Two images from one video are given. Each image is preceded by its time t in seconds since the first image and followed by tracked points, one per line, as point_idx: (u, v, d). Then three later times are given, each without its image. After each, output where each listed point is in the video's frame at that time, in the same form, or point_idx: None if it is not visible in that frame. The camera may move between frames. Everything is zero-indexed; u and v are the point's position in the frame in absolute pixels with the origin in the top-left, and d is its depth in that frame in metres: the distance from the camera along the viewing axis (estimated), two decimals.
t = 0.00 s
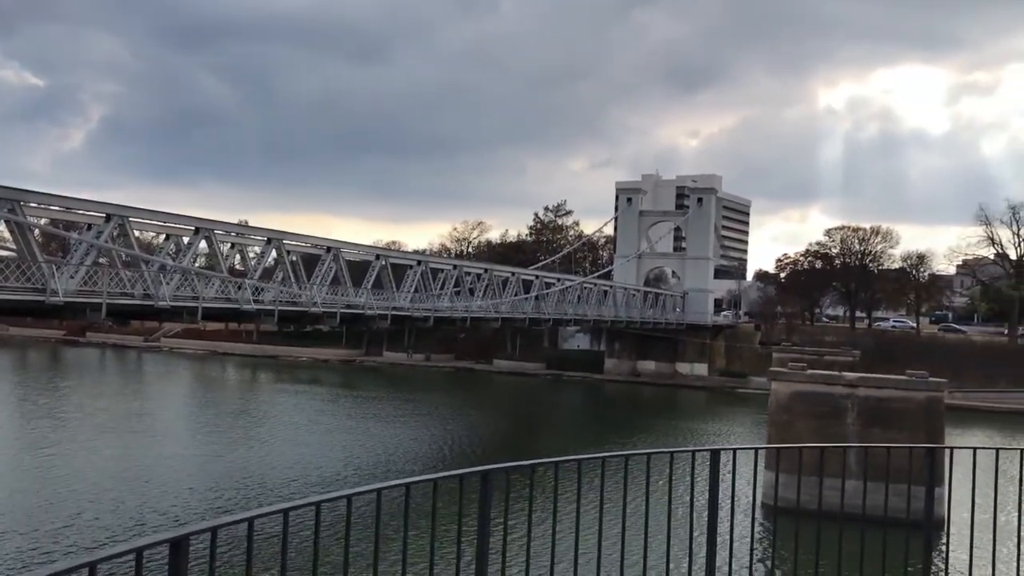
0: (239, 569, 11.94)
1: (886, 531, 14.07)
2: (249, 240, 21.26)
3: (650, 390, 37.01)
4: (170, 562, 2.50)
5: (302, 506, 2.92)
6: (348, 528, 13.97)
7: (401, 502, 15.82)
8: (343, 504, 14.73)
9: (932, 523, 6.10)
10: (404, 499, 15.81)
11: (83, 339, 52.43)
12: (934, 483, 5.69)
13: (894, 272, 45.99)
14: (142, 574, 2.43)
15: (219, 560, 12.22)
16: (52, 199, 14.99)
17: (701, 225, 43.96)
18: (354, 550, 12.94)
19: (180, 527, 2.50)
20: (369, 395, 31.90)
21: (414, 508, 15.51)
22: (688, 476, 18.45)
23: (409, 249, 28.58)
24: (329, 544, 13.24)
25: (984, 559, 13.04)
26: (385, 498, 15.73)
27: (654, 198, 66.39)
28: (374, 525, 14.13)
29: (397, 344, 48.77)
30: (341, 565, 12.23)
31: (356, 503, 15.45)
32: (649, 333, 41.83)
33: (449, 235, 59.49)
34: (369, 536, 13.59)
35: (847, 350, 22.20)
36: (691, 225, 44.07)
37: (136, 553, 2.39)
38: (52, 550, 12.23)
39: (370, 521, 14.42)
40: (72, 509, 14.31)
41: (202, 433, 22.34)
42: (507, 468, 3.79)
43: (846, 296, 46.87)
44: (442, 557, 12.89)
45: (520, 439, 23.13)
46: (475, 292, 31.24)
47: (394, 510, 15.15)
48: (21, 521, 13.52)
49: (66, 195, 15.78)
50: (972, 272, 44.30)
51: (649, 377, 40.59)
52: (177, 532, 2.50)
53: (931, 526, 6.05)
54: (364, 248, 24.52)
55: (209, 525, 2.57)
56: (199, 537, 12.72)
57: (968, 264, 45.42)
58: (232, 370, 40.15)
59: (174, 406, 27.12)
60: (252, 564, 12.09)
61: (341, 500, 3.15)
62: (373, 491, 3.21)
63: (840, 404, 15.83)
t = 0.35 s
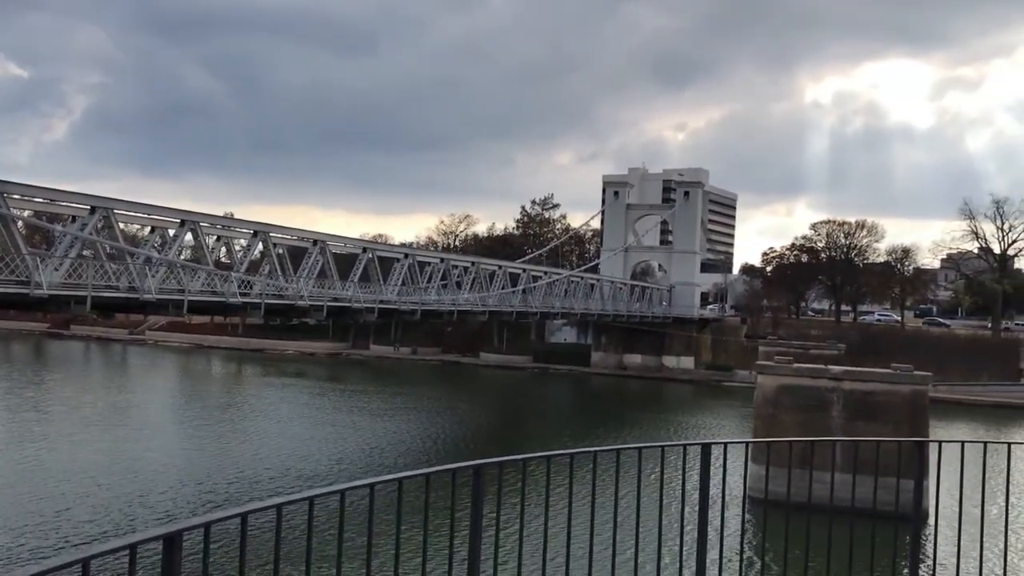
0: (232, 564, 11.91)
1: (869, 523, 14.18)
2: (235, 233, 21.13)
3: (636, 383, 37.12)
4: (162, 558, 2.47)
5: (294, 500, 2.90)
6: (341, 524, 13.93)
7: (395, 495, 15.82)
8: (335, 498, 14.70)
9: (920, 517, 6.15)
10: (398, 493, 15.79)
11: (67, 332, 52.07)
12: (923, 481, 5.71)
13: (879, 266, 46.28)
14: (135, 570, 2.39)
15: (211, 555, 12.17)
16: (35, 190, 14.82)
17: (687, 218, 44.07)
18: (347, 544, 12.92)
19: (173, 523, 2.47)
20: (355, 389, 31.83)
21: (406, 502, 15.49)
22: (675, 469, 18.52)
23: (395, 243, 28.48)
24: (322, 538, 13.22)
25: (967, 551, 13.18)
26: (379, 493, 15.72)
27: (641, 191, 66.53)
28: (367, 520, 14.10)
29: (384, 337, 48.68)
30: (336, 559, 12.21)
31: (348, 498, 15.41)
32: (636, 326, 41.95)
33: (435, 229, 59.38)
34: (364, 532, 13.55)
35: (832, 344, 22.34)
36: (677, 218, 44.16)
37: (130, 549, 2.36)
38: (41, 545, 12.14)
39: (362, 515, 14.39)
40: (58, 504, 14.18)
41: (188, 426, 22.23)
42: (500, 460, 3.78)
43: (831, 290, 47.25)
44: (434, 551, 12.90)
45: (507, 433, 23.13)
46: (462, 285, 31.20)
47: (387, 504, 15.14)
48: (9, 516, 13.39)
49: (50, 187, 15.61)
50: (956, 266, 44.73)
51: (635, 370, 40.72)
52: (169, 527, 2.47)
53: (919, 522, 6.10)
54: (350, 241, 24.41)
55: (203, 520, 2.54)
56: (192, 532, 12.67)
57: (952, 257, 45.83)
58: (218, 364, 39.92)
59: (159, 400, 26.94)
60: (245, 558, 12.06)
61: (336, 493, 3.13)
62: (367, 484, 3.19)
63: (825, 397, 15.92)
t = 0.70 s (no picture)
0: (230, 562, 11.91)
1: (858, 520, 14.26)
2: (228, 228, 21.07)
3: (630, 380, 37.16)
4: (161, 557, 2.47)
5: (293, 499, 2.89)
6: (339, 521, 13.93)
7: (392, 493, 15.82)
8: (333, 496, 14.70)
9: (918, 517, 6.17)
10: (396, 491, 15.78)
11: (59, 326, 51.91)
12: (922, 484, 5.71)
13: (872, 264, 46.40)
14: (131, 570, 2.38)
15: (210, 553, 12.16)
16: (28, 185, 14.75)
17: (681, 215, 44.10)
18: (346, 541, 12.93)
19: (172, 523, 2.46)
20: (348, 385, 31.81)
21: (404, 499, 15.50)
22: (668, 466, 18.56)
23: (389, 238, 28.41)
24: (320, 536, 13.23)
25: (957, 549, 13.26)
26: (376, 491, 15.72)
27: (635, 188, 66.60)
28: (365, 518, 14.10)
29: (377, 333, 48.66)
30: (335, 557, 12.22)
31: (346, 496, 15.42)
32: (629, 323, 42.00)
33: (430, 224, 59.32)
34: (363, 531, 13.55)
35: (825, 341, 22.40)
36: (671, 216, 44.20)
37: (128, 549, 2.34)
38: (38, 542, 12.09)
39: (359, 513, 14.40)
40: (53, 500, 14.14)
41: (181, 422, 22.19)
42: (499, 460, 3.77)
43: (824, 287, 47.44)
44: (433, 550, 12.91)
45: (501, 429, 23.11)
46: (456, 281, 31.17)
47: (384, 502, 15.13)
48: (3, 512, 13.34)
49: (43, 181, 15.53)
50: (948, 264, 44.89)
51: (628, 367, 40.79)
52: (168, 528, 2.46)
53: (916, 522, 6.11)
54: (344, 237, 24.35)
55: (201, 520, 2.53)
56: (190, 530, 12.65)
57: (945, 256, 46.01)
58: (210, 359, 39.82)
59: (151, 395, 26.87)
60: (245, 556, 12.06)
61: (333, 493, 3.12)
62: (365, 484, 3.18)
63: (819, 395, 15.98)
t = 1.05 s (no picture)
0: (230, 565, 11.89)
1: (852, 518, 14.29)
2: (224, 227, 21.01)
3: (626, 379, 37.19)
4: (156, 564, 2.42)
5: (293, 504, 2.85)
6: (340, 523, 13.95)
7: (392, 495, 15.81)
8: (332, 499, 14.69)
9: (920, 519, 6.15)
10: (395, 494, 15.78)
11: (54, 326, 51.74)
12: (928, 488, 5.70)
13: (868, 264, 46.52)
14: None
15: (210, 557, 12.14)
16: (23, 184, 14.69)
17: (677, 214, 44.14)
18: (346, 543, 12.92)
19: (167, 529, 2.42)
20: (344, 384, 31.80)
21: (401, 502, 15.45)
22: (663, 467, 18.58)
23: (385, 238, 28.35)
24: (320, 539, 13.23)
25: (953, 548, 13.29)
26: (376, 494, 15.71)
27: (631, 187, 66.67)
28: (365, 520, 14.10)
29: (373, 332, 48.63)
30: (336, 560, 12.22)
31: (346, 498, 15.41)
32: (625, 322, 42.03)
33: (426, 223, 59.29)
34: (364, 533, 13.56)
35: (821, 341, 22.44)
36: (667, 215, 44.23)
37: (121, 557, 2.30)
38: (36, 544, 12.03)
39: (359, 515, 14.40)
40: (50, 501, 14.07)
41: (176, 422, 22.13)
42: (502, 463, 3.75)
43: (820, 287, 47.32)
44: (434, 553, 12.91)
45: (497, 429, 23.09)
46: (452, 280, 31.14)
47: (383, 504, 15.12)
48: None
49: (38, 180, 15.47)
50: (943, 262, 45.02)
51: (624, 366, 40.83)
52: (163, 534, 2.41)
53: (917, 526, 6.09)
54: (339, 236, 24.30)
55: (198, 526, 2.48)
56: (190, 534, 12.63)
57: (939, 255, 46.05)
58: (206, 358, 39.74)
59: (147, 395, 26.82)
60: (244, 558, 12.03)
61: (330, 497, 3.08)
62: (364, 488, 3.15)
63: (816, 395, 16.00)
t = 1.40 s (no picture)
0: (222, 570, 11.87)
1: (843, 520, 14.35)
2: (212, 230, 20.89)
3: (615, 382, 37.21)
4: None
5: (283, 520, 2.75)
6: (331, 529, 13.92)
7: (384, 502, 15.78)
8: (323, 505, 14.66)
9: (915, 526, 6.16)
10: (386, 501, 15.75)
11: (41, 330, 51.41)
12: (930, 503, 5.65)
13: (856, 266, 46.69)
14: None
15: (202, 562, 12.11)
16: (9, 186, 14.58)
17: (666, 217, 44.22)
18: (338, 549, 12.91)
19: (150, 548, 2.31)
20: (334, 388, 31.69)
21: (392, 508, 15.41)
22: (655, 472, 18.58)
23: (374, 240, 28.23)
24: (312, 544, 13.21)
25: (942, 550, 13.37)
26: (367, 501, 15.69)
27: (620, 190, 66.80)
28: (356, 526, 14.07)
29: (362, 335, 48.51)
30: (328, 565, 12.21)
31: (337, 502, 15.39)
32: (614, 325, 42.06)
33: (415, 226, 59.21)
34: (354, 539, 13.55)
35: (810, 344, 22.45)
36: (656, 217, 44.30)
37: None
38: (24, 550, 11.93)
39: (351, 520, 14.37)
40: (38, 507, 13.94)
41: (165, 427, 21.98)
42: (498, 472, 3.70)
43: (808, 289, 47.46)
44: (426, 559, 12.89)
45: (487, 432, 23.04)
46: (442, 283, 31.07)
47: (374, 511, 15.07)
48: None
49: (24, 183, 15.35)
50: (931, 265, 45.21)
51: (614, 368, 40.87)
52: (147, 554, 2.31)
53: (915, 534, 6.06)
54: (328, 239, 24.20)
55: (186, 544, 2.38)
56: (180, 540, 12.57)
57: (928, 257, 46.04)
58: (194, 362, 39.54)
59: (135, 399, 26.67)
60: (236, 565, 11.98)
61: (322, 512, 2.99)
62: (356, 502, 3.07)
63: (805, 397, 16.04)
